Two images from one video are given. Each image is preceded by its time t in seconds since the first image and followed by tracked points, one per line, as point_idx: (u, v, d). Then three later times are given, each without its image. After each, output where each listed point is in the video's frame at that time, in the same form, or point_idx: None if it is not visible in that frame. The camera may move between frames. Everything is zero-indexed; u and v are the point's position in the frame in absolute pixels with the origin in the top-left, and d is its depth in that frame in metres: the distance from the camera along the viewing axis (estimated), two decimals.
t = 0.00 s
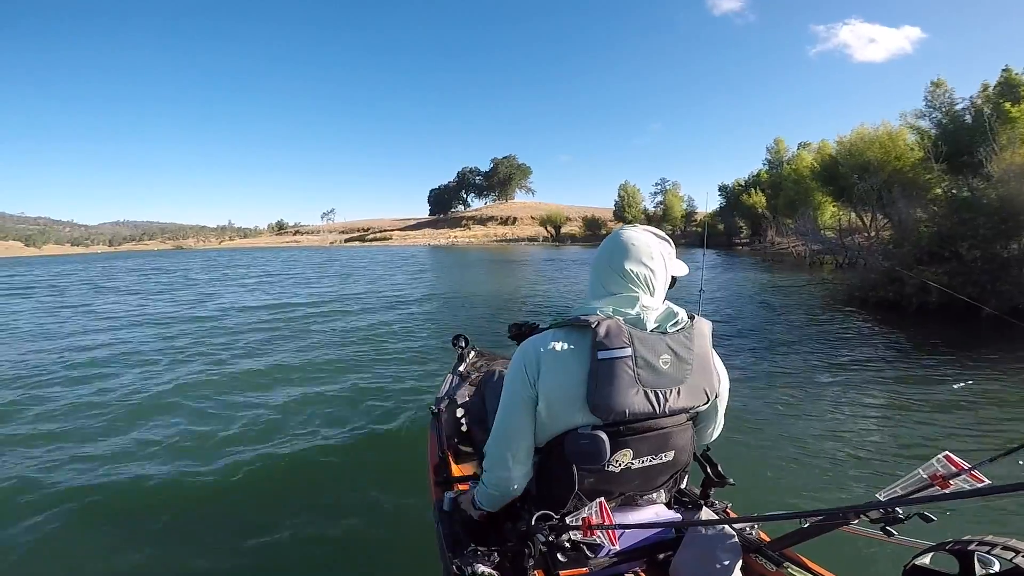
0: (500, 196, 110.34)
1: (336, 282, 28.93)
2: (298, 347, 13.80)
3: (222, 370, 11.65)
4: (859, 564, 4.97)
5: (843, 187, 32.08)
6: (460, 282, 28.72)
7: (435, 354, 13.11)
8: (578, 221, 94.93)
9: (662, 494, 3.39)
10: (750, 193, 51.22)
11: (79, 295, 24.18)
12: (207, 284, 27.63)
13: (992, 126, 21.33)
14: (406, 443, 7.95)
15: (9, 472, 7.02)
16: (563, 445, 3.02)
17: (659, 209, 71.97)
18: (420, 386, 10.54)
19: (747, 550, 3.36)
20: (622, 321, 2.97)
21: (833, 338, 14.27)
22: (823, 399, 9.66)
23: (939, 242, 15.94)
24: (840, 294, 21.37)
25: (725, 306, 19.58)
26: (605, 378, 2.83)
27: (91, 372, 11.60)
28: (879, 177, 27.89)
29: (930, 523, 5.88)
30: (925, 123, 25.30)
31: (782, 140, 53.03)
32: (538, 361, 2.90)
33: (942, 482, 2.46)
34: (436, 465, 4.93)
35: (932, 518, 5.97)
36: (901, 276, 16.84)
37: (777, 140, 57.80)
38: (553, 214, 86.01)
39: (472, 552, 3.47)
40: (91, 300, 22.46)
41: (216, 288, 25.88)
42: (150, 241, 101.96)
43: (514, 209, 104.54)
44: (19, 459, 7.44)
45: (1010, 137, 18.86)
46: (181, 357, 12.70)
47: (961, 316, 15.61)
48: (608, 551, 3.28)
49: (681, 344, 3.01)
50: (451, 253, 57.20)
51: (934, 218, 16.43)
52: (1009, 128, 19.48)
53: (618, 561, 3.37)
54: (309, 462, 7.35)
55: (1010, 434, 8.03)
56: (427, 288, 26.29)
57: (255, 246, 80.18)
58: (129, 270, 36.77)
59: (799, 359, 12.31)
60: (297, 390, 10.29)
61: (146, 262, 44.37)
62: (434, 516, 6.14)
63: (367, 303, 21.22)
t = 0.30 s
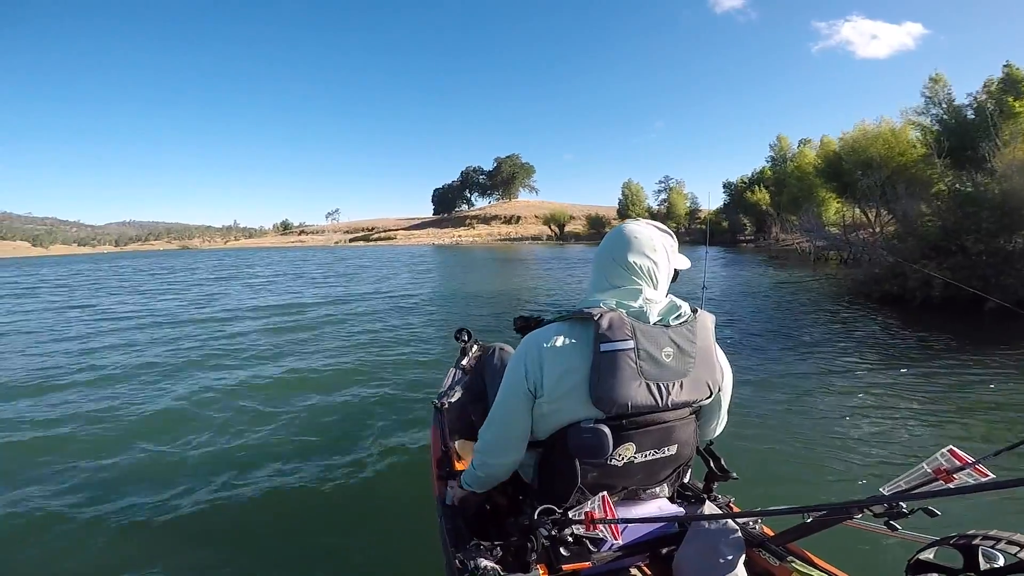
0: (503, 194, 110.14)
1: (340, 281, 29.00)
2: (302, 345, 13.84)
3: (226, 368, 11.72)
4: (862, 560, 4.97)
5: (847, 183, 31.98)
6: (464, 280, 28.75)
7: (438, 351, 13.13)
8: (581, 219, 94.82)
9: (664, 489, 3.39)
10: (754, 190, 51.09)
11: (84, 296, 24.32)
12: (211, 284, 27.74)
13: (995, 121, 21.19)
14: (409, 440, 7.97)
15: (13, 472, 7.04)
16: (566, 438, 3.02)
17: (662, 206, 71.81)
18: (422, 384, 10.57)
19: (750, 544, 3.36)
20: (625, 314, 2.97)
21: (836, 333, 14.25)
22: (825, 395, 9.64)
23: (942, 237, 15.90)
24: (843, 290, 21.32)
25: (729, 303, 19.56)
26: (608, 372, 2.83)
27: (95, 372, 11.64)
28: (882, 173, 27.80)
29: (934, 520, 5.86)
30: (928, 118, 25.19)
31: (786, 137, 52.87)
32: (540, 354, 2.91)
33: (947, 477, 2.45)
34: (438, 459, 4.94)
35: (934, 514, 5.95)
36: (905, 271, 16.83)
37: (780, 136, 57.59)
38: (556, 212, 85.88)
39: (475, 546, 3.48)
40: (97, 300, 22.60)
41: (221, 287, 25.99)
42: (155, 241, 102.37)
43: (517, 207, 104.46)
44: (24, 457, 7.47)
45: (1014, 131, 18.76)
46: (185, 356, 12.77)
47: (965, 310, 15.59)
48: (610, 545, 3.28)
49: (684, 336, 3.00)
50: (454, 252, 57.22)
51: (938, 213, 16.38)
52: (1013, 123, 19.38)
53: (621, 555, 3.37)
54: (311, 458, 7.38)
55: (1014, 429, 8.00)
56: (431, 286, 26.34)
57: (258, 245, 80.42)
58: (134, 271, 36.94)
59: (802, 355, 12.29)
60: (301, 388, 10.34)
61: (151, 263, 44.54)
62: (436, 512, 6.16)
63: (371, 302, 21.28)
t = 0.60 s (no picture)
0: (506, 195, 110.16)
1: (343, 281, 29.06)
2: (304, 346, 13.88)
3: (229, 368, 11.75)
4: (864, 562, 4.96)
5: (850, 186, 31.93)
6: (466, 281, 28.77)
7: (440, 353, 13.15)
8: (584, 220, 94.74)
9: (667, 489, 3.39)
10: (757, 192, 51.01)
11: (88, 295, 24.40)
12: (215, 284, 27.80)
13: (1000, 124, 21.16)
14: (411, 441, 7.97)
15: (15, 470, 7.05)
16: (569, 439, 3.02)
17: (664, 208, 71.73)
18: (424, 385, 10.58)
19: (752, 545, 3.36)
20: (628, 315, 2.97)
21: (839, 336, 14.22)
22: (828, 397, 9.62)
23: (946, 240, 15.87)
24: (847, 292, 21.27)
25: (732, 305, 19.53)
26: (611, 373, 2.83)
27: (97, 372, 11.65)
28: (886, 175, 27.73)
29: (936, 523, 5.84)
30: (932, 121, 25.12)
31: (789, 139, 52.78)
32: (543, 356, 2.91)
33: (950, 478, 2.45)
34: (440, 459, 4.93)
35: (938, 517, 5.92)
36: (908, 274, 16.81)
37: (784, 138, 57.50)
38: (559, 214, 85.85)
39: (478, 547, 3.47)
40: (101, 300, 22.68)
41: (224, 288, 26.05)
42: (159, 241, 102.65)
43: (522, 208, 104.28)
44: (25, 456, 7.47)
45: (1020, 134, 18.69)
46: (188, 356, 12.81)
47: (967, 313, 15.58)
48: (613, 546, 3.28)
49: (688, 338, 3.00)
50: (457, 253, 57.19)
51: (942, 216, 16.34)
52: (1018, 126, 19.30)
53: (623, 556, 3.37)
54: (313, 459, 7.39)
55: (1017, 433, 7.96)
56: (433, 287, 26.37)
57: (261, 245, 80.57)
58: (138, 271, 37.05)
59: (805, 357, 12.27)
60: (303, 389, 10.37)
61: (154, 263, 44.66)
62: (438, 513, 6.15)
63: (373, 303, 21.31)
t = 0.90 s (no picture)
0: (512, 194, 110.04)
1: (347, 276, 29.08)
2: (306, 339, 13.90)
3: (231, 359, 11.77)
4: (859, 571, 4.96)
5: (859, 196, 31.81)
6: (470, 280, 28.76)
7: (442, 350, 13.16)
8: (590, 222, 94.62)
9: (667, 491, 3.40)
10: (765, 199, 50.82)
11: (92, 281, 24.46)
12: (219, 274, 27.84)
13: (1011, 138, 21.02)
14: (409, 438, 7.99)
15: (16, 455, 7.09)
16: (569, 440, 3.02)
17: (671, 212, 71.60)
18: (424, 382, 10.60)
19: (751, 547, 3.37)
20: (622, 317, 2.99)
21: (841, 346, 14.18)
22: (828, 407, 9.60)
23: (952, 254, 15.81)
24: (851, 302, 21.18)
25: (735, 312, 19.48)
26: (610, 376, 2.84)
27: (100, 358, 11.71)
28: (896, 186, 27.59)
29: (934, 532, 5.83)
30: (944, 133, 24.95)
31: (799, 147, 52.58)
32: (541, 359, 2.94)
33: (949, 479, 2.46)
34: (439, 461, 4.98)
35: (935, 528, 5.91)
36: (911, 287, 16.75)
37: (793, 146, 57.29)
38: (565, 215, 85.77)
39: (477, 548, 3.49)
40: (105, 286, 22.72)
41: (229, 278, 26.10)
42: (165, 229, 102.91)
43: (528, 208, 104.21)
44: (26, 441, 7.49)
45: None
46: (191, 345, 12.84)
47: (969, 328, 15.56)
48: (612, 547, 3.32)
49: (684, 339, 3.02)
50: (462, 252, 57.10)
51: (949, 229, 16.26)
52: None
53: (622, 558, 3.40)
54: (313, 452, 7.41)
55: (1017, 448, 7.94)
56: (437, 284, 26.37)
57: (267, 237, 80.61)
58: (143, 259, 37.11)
59: (806, 366, 12.25)
60: (304, 382, 10.40)
61: (158, 251, 44.71)
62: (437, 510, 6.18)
63: (376, 298, 21.32)
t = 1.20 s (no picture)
0: (519, 195, 109.97)
1: (352, 273, 29.15)
2: (309, 336, 13.95)
3: (234, 354, 11.82)
4: None
5: (867, 203, 31.61)
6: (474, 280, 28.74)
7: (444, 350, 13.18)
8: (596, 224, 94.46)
9: (662, 487, 3.41)
10: (772, 204, 50.58)
11: (100, 274, 24.64)
12: (225, 269, 27.96)
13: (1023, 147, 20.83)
14: (408, 437, 8.01)
15: (19, 446, 7.15)
16: (563, 437, 3.03)
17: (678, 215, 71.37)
18: (425, 381, 10.63)
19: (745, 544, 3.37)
20: (612, 313, 3.00)
21: (844, 354, 14.12)
22: (829, 415, 9.56)
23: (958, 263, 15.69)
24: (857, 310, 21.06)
25: (739, 318, 19.41)
26: (602, 372, 2.85)
27: (104, 351, 11.79)
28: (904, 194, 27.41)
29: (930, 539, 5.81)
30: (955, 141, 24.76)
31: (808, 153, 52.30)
32: (533, 356, 2.95)
33: (943, 476, 2.44)
34: (436, 457, 5.01)
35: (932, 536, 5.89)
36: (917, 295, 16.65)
37: (802, 151, 57.03)
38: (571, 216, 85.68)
39: (472, 545, 3.50)
40: (112, 280, 22.86)
41: (235, 273, 26.22)
42: (173, 223, 103.39)
43: (534, 209, 104.20)
44: (29, 433, 7.56)
45: None
46: (194, 340, 12.91)
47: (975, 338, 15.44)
48: (608, 543, 3.28)
49: (674, 333, 3.04)
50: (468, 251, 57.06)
51: (958, 237, 16.12)
52: None
53: (616, 555, 3.37)
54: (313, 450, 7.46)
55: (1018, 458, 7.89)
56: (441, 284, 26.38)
57: (273, 233, 80.89)
58: (151, 253, 37.34)
59: (808, 374, 12.21)
60: (305, 379, 10.44)
61: (165, 246, 44.92)
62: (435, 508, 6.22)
63: (380, 296, 21.35)
